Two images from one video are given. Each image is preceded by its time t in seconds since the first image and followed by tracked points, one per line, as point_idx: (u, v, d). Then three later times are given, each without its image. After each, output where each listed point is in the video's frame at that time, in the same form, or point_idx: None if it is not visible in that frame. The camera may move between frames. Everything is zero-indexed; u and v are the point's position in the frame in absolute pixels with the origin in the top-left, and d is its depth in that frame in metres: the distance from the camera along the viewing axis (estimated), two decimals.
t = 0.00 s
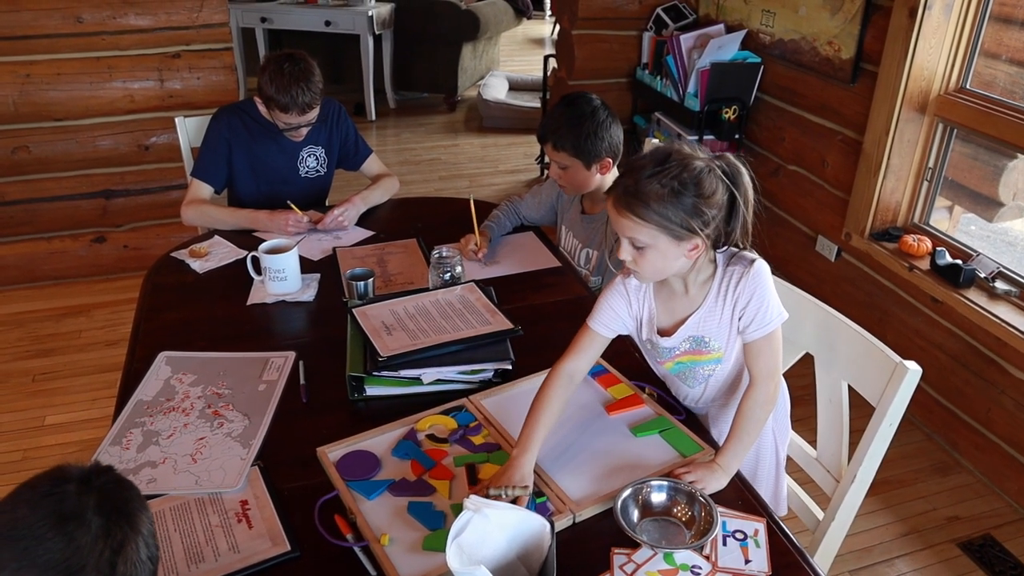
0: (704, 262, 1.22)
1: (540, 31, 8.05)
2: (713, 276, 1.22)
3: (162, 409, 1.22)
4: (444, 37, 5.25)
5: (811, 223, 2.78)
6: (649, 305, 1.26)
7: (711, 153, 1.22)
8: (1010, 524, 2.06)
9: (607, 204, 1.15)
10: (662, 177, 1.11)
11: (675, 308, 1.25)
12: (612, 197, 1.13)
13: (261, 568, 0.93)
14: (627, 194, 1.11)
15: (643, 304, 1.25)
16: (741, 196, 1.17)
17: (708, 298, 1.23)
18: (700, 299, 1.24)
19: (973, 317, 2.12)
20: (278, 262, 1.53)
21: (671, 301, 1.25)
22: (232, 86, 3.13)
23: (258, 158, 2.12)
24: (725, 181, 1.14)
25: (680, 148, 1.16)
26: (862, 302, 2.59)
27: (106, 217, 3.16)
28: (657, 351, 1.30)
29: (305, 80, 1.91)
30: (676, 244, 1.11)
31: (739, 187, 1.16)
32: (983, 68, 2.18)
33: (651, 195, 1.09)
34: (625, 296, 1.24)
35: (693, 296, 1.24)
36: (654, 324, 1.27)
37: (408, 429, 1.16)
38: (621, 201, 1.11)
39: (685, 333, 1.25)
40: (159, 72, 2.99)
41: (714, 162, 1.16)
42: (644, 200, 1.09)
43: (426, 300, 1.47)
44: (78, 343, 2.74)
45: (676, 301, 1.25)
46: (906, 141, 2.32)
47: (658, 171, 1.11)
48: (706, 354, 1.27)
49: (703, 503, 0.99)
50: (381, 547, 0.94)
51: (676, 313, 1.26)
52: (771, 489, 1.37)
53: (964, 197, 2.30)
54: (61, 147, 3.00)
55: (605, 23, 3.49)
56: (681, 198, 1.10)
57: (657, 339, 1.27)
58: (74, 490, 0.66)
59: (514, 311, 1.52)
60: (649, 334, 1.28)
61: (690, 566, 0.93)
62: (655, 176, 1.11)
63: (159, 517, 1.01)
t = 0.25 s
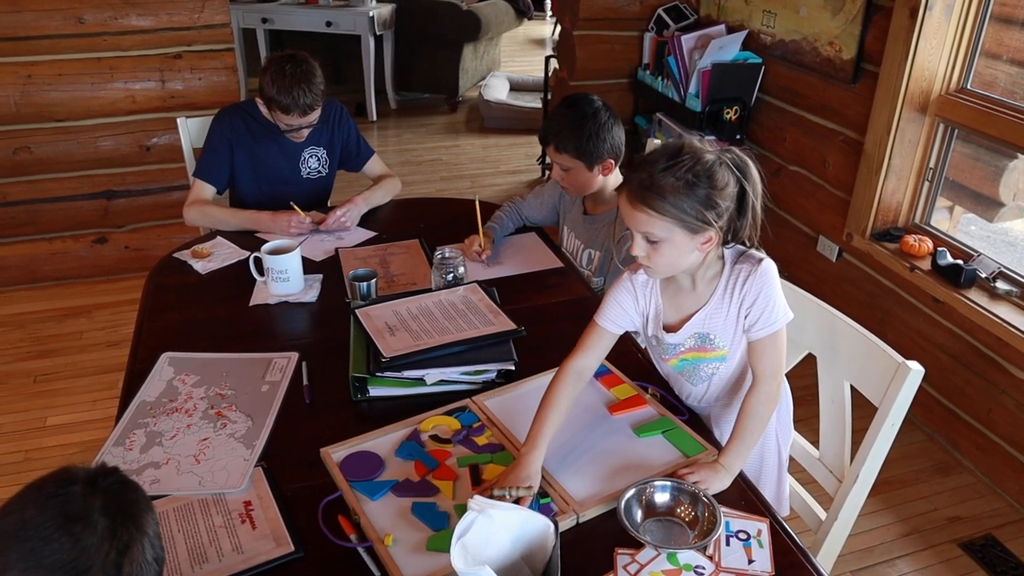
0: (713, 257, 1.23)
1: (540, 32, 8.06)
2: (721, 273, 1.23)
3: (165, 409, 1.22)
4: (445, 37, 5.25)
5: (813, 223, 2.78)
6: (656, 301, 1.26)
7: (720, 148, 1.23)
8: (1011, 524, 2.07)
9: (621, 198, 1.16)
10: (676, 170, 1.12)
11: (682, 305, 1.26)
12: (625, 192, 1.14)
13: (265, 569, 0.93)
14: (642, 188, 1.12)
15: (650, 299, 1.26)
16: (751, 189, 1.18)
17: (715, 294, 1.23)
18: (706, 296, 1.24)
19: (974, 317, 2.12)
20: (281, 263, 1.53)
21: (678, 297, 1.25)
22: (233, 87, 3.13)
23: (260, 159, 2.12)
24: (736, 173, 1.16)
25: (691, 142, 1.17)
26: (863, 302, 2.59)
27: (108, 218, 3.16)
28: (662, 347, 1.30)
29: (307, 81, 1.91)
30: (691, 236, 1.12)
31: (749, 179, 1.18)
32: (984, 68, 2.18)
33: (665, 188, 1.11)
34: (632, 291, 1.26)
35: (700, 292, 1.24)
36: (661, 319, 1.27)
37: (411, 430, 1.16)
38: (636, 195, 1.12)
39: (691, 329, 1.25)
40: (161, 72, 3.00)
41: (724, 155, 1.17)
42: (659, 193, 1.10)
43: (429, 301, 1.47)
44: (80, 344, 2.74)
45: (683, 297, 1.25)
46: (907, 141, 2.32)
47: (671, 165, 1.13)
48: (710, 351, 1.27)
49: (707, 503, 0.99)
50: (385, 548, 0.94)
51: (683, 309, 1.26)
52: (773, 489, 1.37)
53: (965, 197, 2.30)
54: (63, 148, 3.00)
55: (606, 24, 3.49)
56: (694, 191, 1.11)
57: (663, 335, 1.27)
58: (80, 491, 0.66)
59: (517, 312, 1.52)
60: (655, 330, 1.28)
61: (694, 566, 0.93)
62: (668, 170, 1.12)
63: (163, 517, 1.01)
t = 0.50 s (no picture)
0: (722, 257, 1.23)
1: (542, 31, 8.06)
2: (730, 272, 1.23)
3: (169, 409, 1.23)
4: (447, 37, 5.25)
5: (815, 223, 2.78)
6: (662, 295, 1.28)
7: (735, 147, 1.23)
8: (1014, 524, 2.06)
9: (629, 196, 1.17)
10: (684, 170, 1.12)
11: (688, 301, 1.27)
12: (633, 189, 1.15)
13: (268, 568, 0.93)
14: (649, 186, 1.13)
15: (658, 294, 1.28)
16: (762, 191, 1.18)
17: (722, 293, 1.23)
18: (713, 294, 1.24)
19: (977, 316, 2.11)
20: (284, 263, 1.53)
21: (685, 293, 1.27)
22: (236, 87, 3.13)
23: (263, 159, 2.12)
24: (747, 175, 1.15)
25: (703, 141, 1.17)
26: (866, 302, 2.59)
27: (111, 218, 3.17)
28: (669, 343, 1.31)
29: (309, 81, 1.91)
30: (697, 236, 1.13)
31: (761, 181, 1.18)
32: (986, 67, 2.18)
33: (672, 187, 1.11)
34: (640, 285, 1.27)
35: (707, 290, 1.25)
36: (667, 313, 1.29)
37: (415, 430, 1.16)
38: (643, 193, 1.13)
39: (696, 327, 1.26)
40: (164, 72, 3.00)
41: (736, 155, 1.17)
42: (664, 193, 1.11)
43: (432, 301, 1.47)
44: (83, 343, 2.74)
45: (690, 294, 1.26)
46: (909, 140, 2.32)
47: (679, 164, 1.13)
48: (715, 350, 1.27)
49: (710, 503, 0.99)
50: (389, 547, 0.94)
51: (690, 306, 1.27)
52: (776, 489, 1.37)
53: (968, 196, 2.30)
54: (66, 148, 3.00)
55: (609, 24, 3.49)
56: (701, 192, 1.11)
57: (668, 330, 1.29)
58: (86, 491, 0.66)
59: (519, 312, 1.52)
60: (661, 325, 1.30)
61: (697, 566, 0.93)
62: (676, 170, 1.13)
63: (166, 517, 1.02)
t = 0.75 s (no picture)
0: (723, 254, 1.24)
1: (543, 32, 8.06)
2: (728, 268, 1.24)
3: (172, 409, 1.23)
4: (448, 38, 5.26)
5: (817, 223, 2.78)
6: (661, 287, 1.31)
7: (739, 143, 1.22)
8: (1016, 523, 2.06)
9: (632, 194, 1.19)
10: (685, 170, 1.13)
11: (686, 295, 1.29)
12: (636, 188, 1.17)
13: (271, 568, 0.93)
14: (650, 187, 1.14)
15: (661, 285, 1.31)
16: (765, 190, 1.18)
17: (719, 289, 1.24)
18: (711, 289, 1.25)
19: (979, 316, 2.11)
20: (286, 264, 1.53)
21: (685, 286, 1.28)
22: (238, 87, 3.14)
23: (265, 160, 2.13)
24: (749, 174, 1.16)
25: (706, 139, 1.17)
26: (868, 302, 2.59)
27: (113, 218, 3.17)
28: (668, 336, 1.32)
29: (311, 82, 1.92)
30: (698, 236, 1.14)
31: (764, 179, 1.18)
32: (988, 67, 2.18)
33: (673, 188, 1.12)
34: (645, 275, 1.32)
35: (705, 285, 1.26)
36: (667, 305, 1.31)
37: (417, 429, 1.16)
38: (645, 193, 1.14)
39: (692, 320, 1.28)
40: (166, 73, 3.01)
41: (738, 154, 1.17)
42: (666, 193, 1.12)
43: (434, 301, 1.48)
44: (85, 344, 2.75)
45: (689, 288, 1.28)
46: (911, 140, 2.31)
47: (681, 165, 1.13)
48: (710, 346, 1.28)
49: (712, 502, 0.99)
50: (392, 546, 0.94)
51: (688, 299, 1.29)
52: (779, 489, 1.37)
53: (970, 196, 2.30)
54: (68, 149, 3.01)
55: (610, 24, 3.49)
56: (703, 192, 1.12)
57: (665, 322, 1.31)
58: (92, 491, 0.66)
59: (521, 312, 1.52)
60: (660, 318, 1.32)
61: (699, 564, 0.92)
62: (678, 170, 1.13)
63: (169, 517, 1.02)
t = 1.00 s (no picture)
0: (731, 247, 1.25)
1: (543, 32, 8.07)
2: (734, 262, 1.25)
3: (174, 409, 1.23)
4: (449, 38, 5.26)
5: (819, 222, 2.78)
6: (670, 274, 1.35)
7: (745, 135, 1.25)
8: (1019, 523, 2.06)
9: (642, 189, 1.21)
10: (693, 163, 1.15)
11: (690, 283, 1.31)
12: (645, 183, 1.18)
13: (273, 568, 0.93)
14: (660, 181, 1.16)
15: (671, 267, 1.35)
16: (773, 180, 1.20)
17: (722, 282, 1.25)
18: (715, 280, 1.27)
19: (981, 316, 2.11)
20: (287, 264, 1.54)
21: (692, 274, 1.30)
22: (239, 88, 3.14)
23: (266, 160, 2.13)
24: (756, 165, 1.18)
25: (712, 133, 1.19)
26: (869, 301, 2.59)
27: (114, 219, 3.18)
28: (671, 321, 1.34)
29: (312, 82, 1.92)
30: (709, 227, 1.16)
31: (771, 169, 1.20)
32: (990, 66, 2.18)
33: (682, 181, 1.14)
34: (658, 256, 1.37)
35: (710, 276, 1.28)
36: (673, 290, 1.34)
37: (418, 430, 1.16)
38: (655, 187, 1.16)
39: (693, 308, 1.29)
40: (168, 74, 3.01)
41: (744, 146, 1.19)
42: (675, 187, 1.14)
43: (435, 301, 1.48)
44: (87, 345, 2.75)
45: (694, 278, 1.30)
46: (913, 140, 2.31)
47: (688, 159, 1.15)
48: (708, 338, 1.30)
49: (713, 502, 0.99)
50: (394, 546, 0.94)
51: (693, 287, 1.30)
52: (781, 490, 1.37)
53: (972, 196, 2.30)
54: (70, 150, 3.02)
55: (611, 24, 3.50)
56: (710, 184, 1.14)
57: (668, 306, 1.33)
58: (71, 476, 0.60)
59: (522, 312, 1.52)
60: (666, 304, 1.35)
61: (701, 565, 0.92)
62: (686, 164, 1.15)
63: (172, 517, 1.02)
